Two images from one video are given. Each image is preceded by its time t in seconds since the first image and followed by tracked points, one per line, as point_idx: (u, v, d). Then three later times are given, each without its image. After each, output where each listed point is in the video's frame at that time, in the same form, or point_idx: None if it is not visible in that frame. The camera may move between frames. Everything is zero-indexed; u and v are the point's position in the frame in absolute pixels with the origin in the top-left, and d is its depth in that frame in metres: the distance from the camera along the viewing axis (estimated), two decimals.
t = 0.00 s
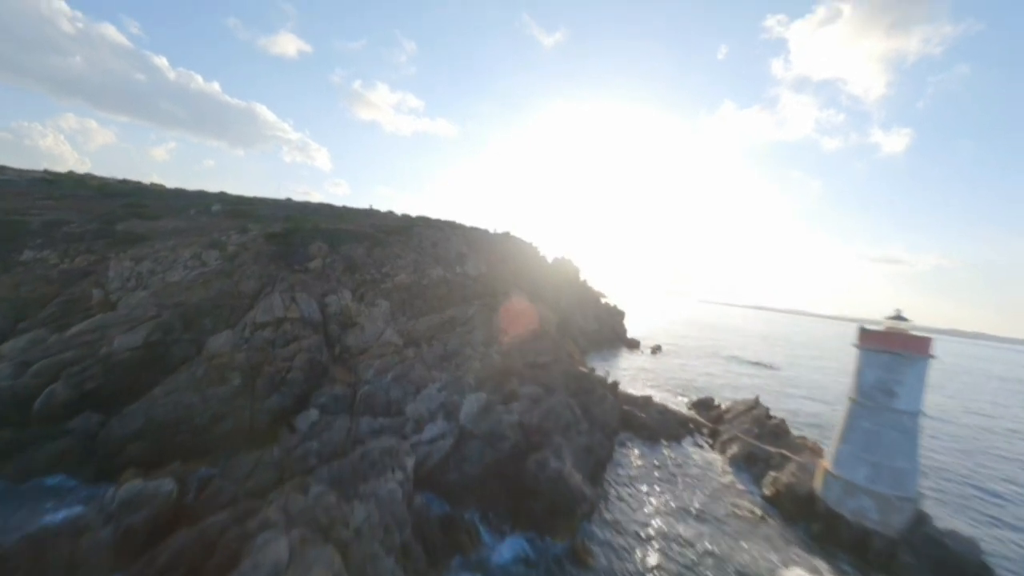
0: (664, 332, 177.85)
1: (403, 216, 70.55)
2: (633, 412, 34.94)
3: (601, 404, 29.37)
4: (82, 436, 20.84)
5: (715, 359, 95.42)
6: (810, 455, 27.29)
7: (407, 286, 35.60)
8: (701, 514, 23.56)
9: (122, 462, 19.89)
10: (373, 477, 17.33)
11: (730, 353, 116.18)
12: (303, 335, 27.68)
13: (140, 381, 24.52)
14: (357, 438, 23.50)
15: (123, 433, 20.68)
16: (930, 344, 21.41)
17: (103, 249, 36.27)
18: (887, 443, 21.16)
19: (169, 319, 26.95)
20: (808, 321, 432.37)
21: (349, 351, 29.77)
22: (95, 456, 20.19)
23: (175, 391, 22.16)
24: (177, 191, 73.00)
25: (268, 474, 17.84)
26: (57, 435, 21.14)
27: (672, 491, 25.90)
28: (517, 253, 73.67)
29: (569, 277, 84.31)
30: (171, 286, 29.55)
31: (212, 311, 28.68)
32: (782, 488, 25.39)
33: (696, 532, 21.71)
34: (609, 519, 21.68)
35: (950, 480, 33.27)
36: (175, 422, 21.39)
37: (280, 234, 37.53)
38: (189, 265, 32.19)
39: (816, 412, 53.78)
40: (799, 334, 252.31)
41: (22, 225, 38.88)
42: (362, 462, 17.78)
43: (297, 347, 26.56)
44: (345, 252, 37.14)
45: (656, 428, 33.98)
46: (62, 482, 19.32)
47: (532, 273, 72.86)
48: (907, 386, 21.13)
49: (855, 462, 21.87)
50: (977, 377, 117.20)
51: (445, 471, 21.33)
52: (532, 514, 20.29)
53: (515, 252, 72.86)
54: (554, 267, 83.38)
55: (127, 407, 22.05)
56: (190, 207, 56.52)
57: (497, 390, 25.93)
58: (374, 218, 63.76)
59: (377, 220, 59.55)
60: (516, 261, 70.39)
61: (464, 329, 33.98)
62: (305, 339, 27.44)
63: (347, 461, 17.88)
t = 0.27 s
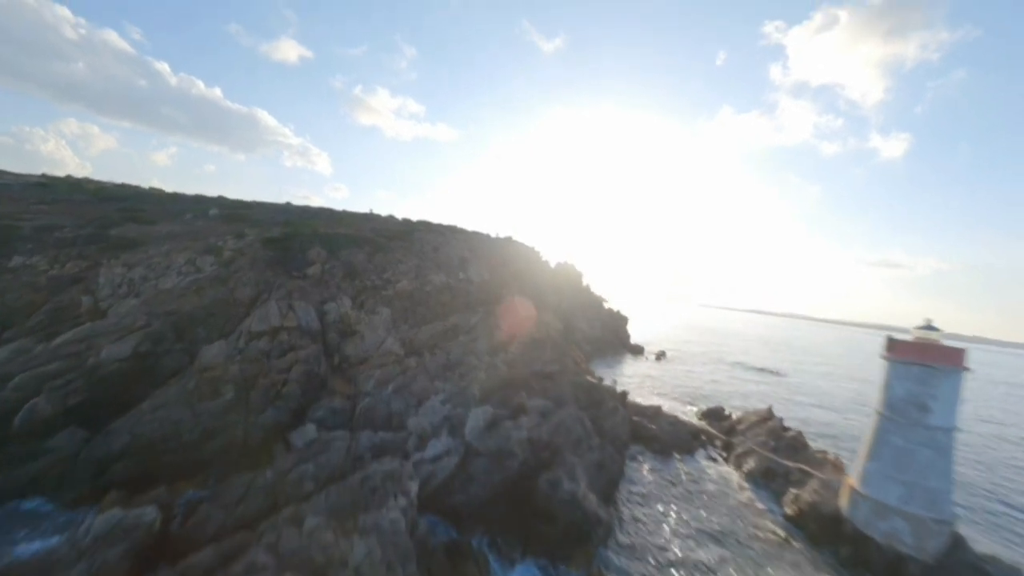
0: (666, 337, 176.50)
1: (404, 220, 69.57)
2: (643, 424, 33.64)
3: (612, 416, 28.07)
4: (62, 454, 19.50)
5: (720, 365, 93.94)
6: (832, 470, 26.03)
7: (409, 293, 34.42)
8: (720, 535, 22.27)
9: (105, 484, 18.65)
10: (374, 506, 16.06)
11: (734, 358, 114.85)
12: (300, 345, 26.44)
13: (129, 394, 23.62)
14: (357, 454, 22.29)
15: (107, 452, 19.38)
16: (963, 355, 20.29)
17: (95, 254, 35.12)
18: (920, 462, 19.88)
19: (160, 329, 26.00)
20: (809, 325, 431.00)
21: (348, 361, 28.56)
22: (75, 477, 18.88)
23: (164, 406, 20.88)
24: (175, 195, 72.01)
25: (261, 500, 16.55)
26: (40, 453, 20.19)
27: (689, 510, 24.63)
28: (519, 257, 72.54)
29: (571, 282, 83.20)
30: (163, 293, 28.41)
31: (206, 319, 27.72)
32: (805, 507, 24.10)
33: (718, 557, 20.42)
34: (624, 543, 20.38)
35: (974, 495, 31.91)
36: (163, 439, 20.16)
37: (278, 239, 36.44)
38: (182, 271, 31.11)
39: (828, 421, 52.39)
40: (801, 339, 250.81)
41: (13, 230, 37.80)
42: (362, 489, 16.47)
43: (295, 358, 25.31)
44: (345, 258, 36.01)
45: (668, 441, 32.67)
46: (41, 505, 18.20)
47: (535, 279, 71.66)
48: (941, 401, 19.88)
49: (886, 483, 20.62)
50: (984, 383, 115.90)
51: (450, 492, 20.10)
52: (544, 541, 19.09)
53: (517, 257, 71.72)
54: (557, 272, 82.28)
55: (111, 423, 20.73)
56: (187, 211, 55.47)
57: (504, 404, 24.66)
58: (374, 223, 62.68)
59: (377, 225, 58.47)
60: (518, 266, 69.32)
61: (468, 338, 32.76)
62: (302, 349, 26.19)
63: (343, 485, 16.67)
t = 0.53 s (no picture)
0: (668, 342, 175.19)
1: (405, 225, 68.61)
2: (655, 436, 32.31)
3: (624, 429, 26.72)
4: (39, 477, 17.98)
5: (725, 371, 92.53)
6: (857, 487, 24.75)
7: (411, 299, 33.23)
8: (743, 560, 20.97)
9: (86, 509, 17.38)
10: (378, 541, 14.84)
11: (739, 364, 113.50)
12: (297, 355, 25.17)
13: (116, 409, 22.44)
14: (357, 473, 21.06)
15: (88, 474, 18.06)
16: (1003, 369, 18.93)
17: (86, 261, 33.94)
18: (958, 483, 18.41)
19: (150, 339, 24.74)
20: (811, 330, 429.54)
21: (348, 372, 27.34)
22: (52, 501, 17.50)
23: (151, 423, 19.58)
24: (173, 200, 71.05)
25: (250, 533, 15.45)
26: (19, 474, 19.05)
27: (707, 530, 23.30)
28: (522, 263, 71.45)
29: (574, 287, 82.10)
30: (154, 301, 27.17)
31: (199, 328, 26.52)
32: (832, 530, 22.79)
33: None
34: (643, 570, 19.04)
35: (1001, 511, 30.56)
36: (150, 459, 18.92)
37: (276, 244, 35.33)
38: (175, 278, 29.95)
39: (840, 430, 51.02)
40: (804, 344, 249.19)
41: (3, 235, 36.69)
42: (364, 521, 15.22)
43: (291, 369, 24.05)
44: (345, 263, 34.89)
45: (681, 454, 31.33)
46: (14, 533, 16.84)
47: (537, 284, 70.53)
48: (979, 417, 18.52)
49: (922, 505, 19.13)
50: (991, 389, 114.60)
51: (456, 516, 18.89)
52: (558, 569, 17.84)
53: (520, 262, 70.65)
54: (560, 277, 81.20)
55: (94, 441, 19.37)
56: (184, 216, 54.45)
57: (512, 418, 23.37)
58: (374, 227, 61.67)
59: (378, 229, 57.48)
60: (521, 271, 68.21)
61: (472, 347, 31.54)
62: (299, 360, 24.90)
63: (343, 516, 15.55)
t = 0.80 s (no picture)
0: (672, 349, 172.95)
1: (406, 232, 67.09)
2: (674, 456, 30.34)
3: (645, 452, 24.71)
4: None
5: (734, 381, 90.39)
6: (899, 519, 23.02)
7: (415, 310, 31.44)
8: None
9: (51, 552, 15.52)
10: None
11: (745, 372, 111.34)
12: (293, 373, 23.31)
13: (94, 434, 20.65)
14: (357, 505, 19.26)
15: (53, 512, 16.14)
16: None
17: (71, 270, 32.22)
18: None
19: (134, 356, 22.94)
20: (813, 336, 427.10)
21: (347, 389, 25.50)
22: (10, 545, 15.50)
23: (128, 453, 17.72)
24: (169, 207, 69.51)
25: None
26: None
27: (739, 566, 21.37)
28: (526, 270, 69.77)
29: (579, 295, 80.38)
30: (139, 314, 25.36)
31: (188, 343, 24.77)
32: (875, 563, 20.88)
33: None
34: None
35: None
36: (125, 495, 17.06)
37: (272, 252, 33.66)
38: (164, 289, 28.21)
39: (860, 445, 48.93)
40: (808, 351, 246.81)
41: None
42: None
43: (285, 389, 22.19)
44: (344, 272, 33.18)
45: (702, 475, 29.33)
46: None
47: (542, 292, 68.81)
48: None
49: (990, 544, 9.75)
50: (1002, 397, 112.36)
51: (466, 559, 17.06)
52: None
53: (524, 269, 68.99)
54: (564, 284, 79.43)
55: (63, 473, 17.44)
56: (180, 222, 52.90)
57: (525, 442, 21.45)
58: (375, 234, 60.11)
59: (379, 236, 55.89)
60: (525, 279, 66.48)
61: (479, 361, 29.71)
62: (295, 379, 23.01)
63: None
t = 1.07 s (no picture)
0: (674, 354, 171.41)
1: (407, 237, 66.12)
2: (687, 469, 28.99)
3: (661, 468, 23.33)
4: None
5: (740, 387, 88.79)
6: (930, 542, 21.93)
7: (417, 318, 30.26)
8: None
9: None
10: None
11: (750, 378, 109.90)
12: (290, 387, 22.01)
13: (75, 453, 19.40)
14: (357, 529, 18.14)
15: (24, 544, 14.91)
16: None
17: (61, 276, 31.11)
18: None
19: (121, 369, 21.82)
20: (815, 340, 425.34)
21: (346, 403, 24.29)
22: None
23: (110, 476, 16.54)
24: (166, 212, 68.54)
25: None
26: None
27: None
28: (529, 276, 68.57)
29: (582, 300, 79.10)
30: (128, 323, 24.19)
31: (179, 354, 23.66)
32: None
33: None
34: None
35: None
36: (105, 522, 15.86)
37: (269, 258, 32.57)
38: (156, 296, 27.09)
39: (874, 455, 47.50)
40: (810, 355, 245.22)
41: None
42: None
43: (281, 404, 20.94)
44: (344, 279, 32.03)
45: (718, 490, 27.97)
46: None
47: (545, 298, 67.57)
48: None
49: None
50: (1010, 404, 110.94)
51: None
52: None
53: (527, 275, 67.80)
54: (567, 289, 78.32)
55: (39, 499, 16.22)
56: (177, 228, 51.88)
57: (534, 462, 20.18)
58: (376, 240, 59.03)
59: (380, 242, 54.79)
60: (528, 284, 65.41)
61: (484, 371, 28.47)
62: (291, 393, 21.73)
63: None
